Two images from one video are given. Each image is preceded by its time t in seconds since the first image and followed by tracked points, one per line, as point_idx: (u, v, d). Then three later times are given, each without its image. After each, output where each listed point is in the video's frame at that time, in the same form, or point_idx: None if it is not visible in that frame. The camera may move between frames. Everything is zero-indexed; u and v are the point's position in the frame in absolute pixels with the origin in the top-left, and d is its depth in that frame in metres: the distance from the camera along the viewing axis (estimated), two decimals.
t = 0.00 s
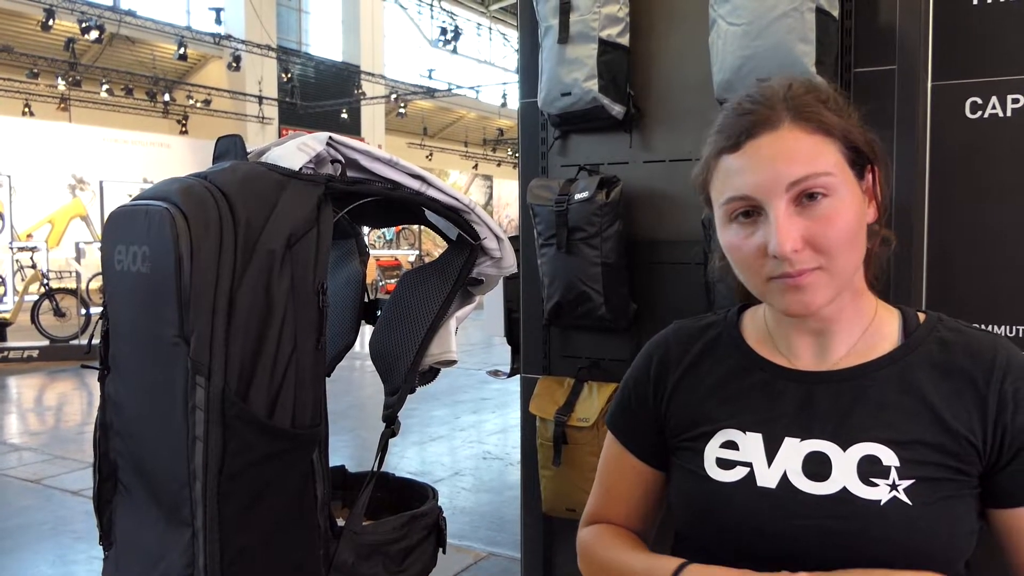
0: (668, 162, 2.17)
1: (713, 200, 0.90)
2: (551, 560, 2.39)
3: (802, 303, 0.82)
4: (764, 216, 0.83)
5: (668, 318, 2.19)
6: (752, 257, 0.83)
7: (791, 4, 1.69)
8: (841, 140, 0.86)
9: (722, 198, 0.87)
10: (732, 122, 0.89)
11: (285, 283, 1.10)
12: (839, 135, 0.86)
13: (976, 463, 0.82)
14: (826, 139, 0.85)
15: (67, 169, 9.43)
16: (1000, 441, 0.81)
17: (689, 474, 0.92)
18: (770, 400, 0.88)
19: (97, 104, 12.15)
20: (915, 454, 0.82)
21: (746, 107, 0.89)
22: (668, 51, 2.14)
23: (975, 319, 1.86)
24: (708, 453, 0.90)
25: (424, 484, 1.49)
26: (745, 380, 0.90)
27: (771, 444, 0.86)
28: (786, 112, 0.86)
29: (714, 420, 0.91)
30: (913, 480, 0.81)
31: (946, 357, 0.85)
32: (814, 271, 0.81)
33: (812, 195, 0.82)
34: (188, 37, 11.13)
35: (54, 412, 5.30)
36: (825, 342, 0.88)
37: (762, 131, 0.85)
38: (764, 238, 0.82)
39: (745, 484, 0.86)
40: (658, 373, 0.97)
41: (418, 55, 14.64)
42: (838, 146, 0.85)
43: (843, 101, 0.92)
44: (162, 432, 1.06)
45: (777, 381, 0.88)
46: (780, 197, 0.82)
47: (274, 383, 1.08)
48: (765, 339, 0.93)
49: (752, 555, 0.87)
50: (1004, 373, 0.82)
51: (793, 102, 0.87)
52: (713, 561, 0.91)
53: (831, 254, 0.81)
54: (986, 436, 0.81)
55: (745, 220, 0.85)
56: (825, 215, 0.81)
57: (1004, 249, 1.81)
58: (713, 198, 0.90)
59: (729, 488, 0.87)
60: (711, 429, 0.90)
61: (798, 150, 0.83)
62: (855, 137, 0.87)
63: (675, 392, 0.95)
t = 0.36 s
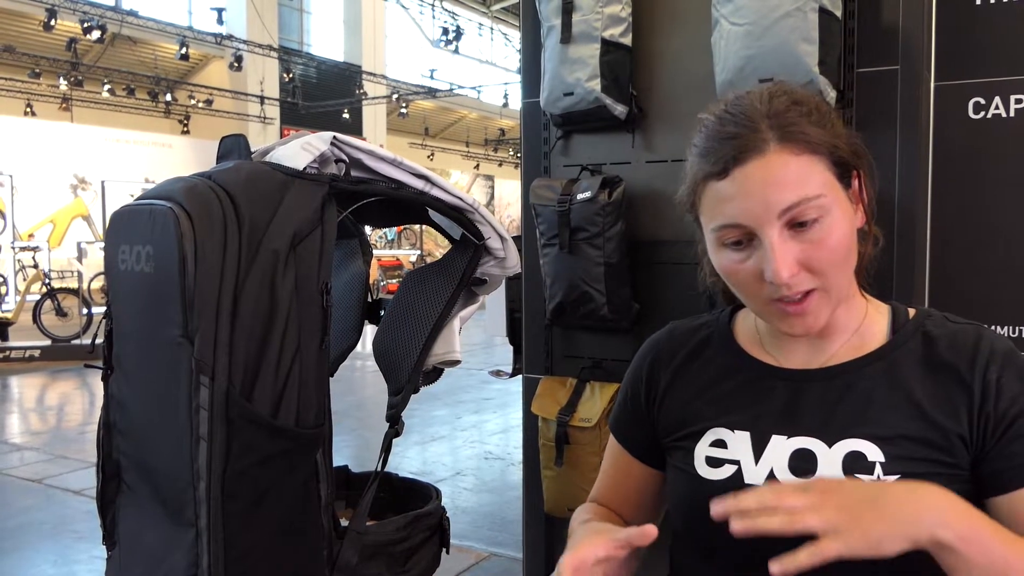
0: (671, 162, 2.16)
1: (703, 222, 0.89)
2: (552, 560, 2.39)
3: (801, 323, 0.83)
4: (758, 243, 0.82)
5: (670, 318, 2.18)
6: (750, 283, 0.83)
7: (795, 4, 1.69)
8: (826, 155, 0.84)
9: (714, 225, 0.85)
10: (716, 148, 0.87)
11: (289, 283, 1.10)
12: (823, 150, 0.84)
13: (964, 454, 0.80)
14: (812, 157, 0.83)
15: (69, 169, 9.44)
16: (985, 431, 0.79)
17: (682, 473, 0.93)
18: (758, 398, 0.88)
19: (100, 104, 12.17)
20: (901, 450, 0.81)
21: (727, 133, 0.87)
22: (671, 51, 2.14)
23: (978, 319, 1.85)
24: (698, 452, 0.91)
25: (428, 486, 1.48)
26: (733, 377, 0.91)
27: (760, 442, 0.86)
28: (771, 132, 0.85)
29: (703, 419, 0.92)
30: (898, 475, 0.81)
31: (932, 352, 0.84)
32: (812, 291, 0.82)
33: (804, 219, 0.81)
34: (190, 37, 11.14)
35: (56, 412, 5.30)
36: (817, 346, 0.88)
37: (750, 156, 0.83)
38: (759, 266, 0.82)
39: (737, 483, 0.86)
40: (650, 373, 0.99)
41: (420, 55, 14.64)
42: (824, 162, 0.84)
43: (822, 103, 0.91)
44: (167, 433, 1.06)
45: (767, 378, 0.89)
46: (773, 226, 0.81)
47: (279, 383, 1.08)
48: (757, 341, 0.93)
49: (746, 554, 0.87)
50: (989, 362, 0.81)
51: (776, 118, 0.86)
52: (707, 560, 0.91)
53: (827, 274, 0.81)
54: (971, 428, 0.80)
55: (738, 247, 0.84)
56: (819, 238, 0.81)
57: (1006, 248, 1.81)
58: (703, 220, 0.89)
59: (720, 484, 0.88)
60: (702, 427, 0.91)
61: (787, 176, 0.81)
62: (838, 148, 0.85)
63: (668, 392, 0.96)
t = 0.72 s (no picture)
0: (672, 162, 2.16)
1: (695, 216, 0.91)
2: (554, 560, 2.39)
3: (791, 317, 0.83)
4: (745, 233, 0.84)
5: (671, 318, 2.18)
6: (739, 274, 0.84)
7: (797, 4, 1.68)
8: (815, 150, 0.86)
9: (703, 217, 0.87)
10: (706, 141, 0.89)
11: (293, 282, 1.10)
12: (812, 144, 0.86)
13: (956, 455, 0.80)
14: (800, 151, 0.85)
15: (71, 169, 9.45)
16: (979, 432, 0.80)
17: (678, 471, 0.93)
18: (754, 398, 0.89)
19: (101, 104, 12.18)
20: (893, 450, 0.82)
21: (717, 125, 0.89)
22: (672, 51, 2.14)
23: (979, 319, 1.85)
24: (694, 451, 0.91)
25: (431, 484, 1.49)
26: (732, 379, 0.91)
27: (755, 441, 0.87)
28: (758, 126, 0.87)
29: (699, 418, 0.92)
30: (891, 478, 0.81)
31: (928, 353, 0.84)
32: (800, 284, 0.82)
33: (791, 210, 0.83)
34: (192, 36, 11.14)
35: (57, 412, 5.30)
36: (812, 345, 0.88)
37: (736, 149, 0.86)
38: (746, 256, 0.83)
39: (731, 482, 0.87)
40: (650, 373, 0.99)
41: (422, 55, 14.64)
42: (813, 156, 0.85)
43: (815, 104, 0.92)
44: (170, 433, 1.06)
45: (762, 379, 0.89)
46: (759, 216, 0.83)
47: (283, 383, 1.08)
48: (754, 340, 0.93)
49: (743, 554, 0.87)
50: (984, 365, 0.81)
51: (765, 114, 0.88)
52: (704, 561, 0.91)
53: (814, 267, 0.82)
54: (967, 433, 0.81)
55: (727, 238, 0.86)
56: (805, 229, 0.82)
57: (1006, 249, 1.81)
58: (695, 213, 0.91)
59: (716, 484, 0.88)
60: (698, 427, 0.92)
61: (772, 168, 0.83)
62: (828, 144, 0.86)
63: (666, 390, 0.97)
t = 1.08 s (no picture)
0: (676, 164, 2.16)
1: (708, 202, 0.91)
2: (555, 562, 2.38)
3: (801, 302, 0.82)
4: (761, 212, 0.84)
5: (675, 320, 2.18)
6: (750, 255, 0.83)
7: (800, 5, 1.68)
8: (831, 139, 0.87)
9: (718, 197, 0.88)
10: (724, 123, 0.90)
11: (299, 284, 1.09)
12: (829, 134, 0.88)
13: (969, 466, 0.82)
14: (817, 137, 0.86)
15: (72, 169, 9.45)
16: (994, 443, 0.81)
17: (684, 477, 0.92)
18: (761, 404, 0.88)
19: (102, 105, 12.19)
20: (906, 458, 0.82)
21: (737, 108, 0.91)
22: (675, 52, 2.14)
23: (981, 321, 1.85)
24: (702, 458, 0.90)
25: (434, 487, 1.49)
26: (738, 383, 0.90)
27: (763, 447, 0.86)
28: (777, 111, 0.88)
29: (704, 424, 0.91)
30: (903, 484, 0.81)
31: (937, 360, 0.84)
32: (813, 268, 0.81)
33: (807, 189, 0.83)
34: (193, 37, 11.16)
35: (58, 412, 5.31)
36: (817, 347, 0.88)
37: (755, 129, 0.87)
38: (760, 233, 0.83)
39: (738, 488, 0.86)
40: (651, 377, 0.98)
41: (423, 56, 14.65)
42: (829, 144, 0.86)
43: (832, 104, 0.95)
44: (175, 435, 1.06)
45: (768, 384, 0.88)
46: (776, 193, 0.83)
47: (288, 386, 1.08)
48: (757, 344, 0.92)
49: (748, 559, 0.87)
50: (996, 375, 0.82)
51: (785, 103, 0.89)
52: (709, 565, 0.91)
53: (827, 251, 0.81)
54: (979, 439, 0.81)
55: (741, 218, 0.86)
56: (820, 210, 0.82)
57: (1009, 250, 1.81)
58: (708, 200, 0.91)
59: (724, 490, 0.87)
60: (703, 433, 0.91)
61: (790, 148, 0.85)
62: (844, 134, 0.88)
63: (666, 396, 0.96)
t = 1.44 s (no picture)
0: (678, 166, 2.16)
1: (747, 192, 0.89)
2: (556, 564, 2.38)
3: (837, 300, 0.81)
4: (813, 204, 0.82)
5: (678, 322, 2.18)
6: (796, 248, 0.81)
7: (802, 7, 1.68)
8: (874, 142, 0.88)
9: (767, 185, 0.85)
10: (773, 113, 0.89)
11: (303, 285, 1.09)
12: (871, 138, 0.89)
13: (972, 466, 0.81)
14: (866, 139, 0.86)
15: (74, 170, 9.47)
16: (995, 440, 0.80)
17: (688, 480, 0.91)
18: (767, 406, 0.87)
19: (105, 106, 12.21)
20: (911, 459, 0.81)
21: (789, 99, 0.90)
22: (677, 54, 2.14)
23: (982, 323, 1.85)
24: (707, 460, 0.89)
25: (437, 488, 1.48)
26: (744, 385, 0.89)
27: (770, 450, 0.85)
28: (830, 108, 0.88)
29: (710, 427, 0.90)
30: (910, 485, 0.81)
31: (941, 361, 0.84)
32: (857, 266, 0.80)
33: (857, 188, 0.83)
34: (195, 39, 11.17)
35: (60, 414, 5.31)
36: (826, 350, 0.86)
37: (813, 121, 0.86)
38: (810, 225, 0.81)
39: (743, 491, 0.85)
40: (655, 379, 0.97)
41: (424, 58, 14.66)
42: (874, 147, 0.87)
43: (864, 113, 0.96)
44: (178, 437, 1.06)
45: (774, 386, 0.87)
46: (833, 187, 0.82)
47: (292, 387, 1.07)
48: (762, 345, 0.91)
49: (752, 562, 0.86)
50: (998, 376, 0.81)
51: (835, 102, 0.89)
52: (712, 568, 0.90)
53: (871, 252, 0.81)
54: (982, 439, 0.81)
55: (788, 209, 0.83)
56: (870, 209, 0.81)
57: (1012, 251, 1.80)
58: (747, 189, 0.89)
59: (730, 493, 0.86)
60: (709, 435, 0.90)
61: (847, 144, 0.84)
62: (882, 141, 0.91)
63: (671, 397, 0.94)
